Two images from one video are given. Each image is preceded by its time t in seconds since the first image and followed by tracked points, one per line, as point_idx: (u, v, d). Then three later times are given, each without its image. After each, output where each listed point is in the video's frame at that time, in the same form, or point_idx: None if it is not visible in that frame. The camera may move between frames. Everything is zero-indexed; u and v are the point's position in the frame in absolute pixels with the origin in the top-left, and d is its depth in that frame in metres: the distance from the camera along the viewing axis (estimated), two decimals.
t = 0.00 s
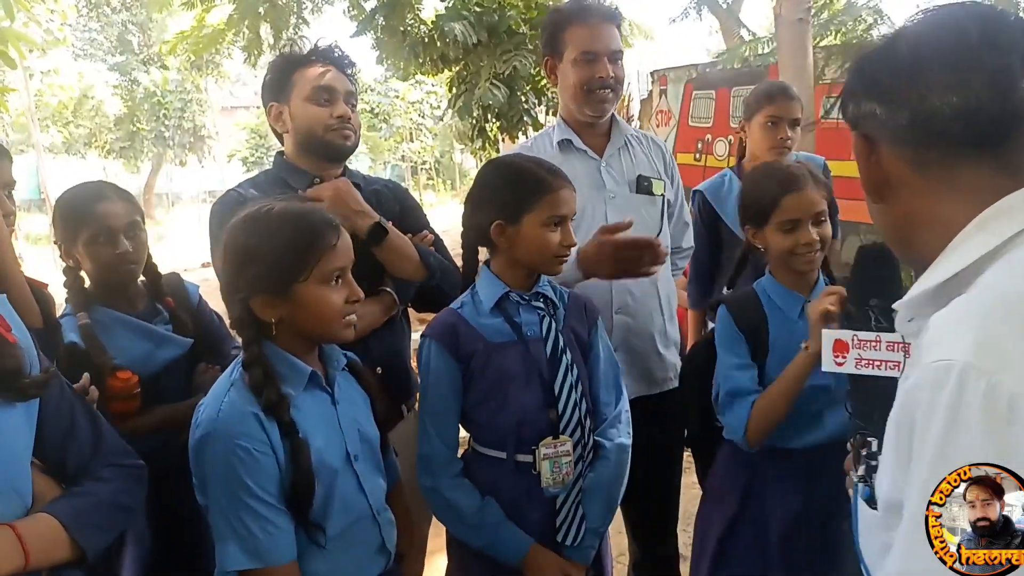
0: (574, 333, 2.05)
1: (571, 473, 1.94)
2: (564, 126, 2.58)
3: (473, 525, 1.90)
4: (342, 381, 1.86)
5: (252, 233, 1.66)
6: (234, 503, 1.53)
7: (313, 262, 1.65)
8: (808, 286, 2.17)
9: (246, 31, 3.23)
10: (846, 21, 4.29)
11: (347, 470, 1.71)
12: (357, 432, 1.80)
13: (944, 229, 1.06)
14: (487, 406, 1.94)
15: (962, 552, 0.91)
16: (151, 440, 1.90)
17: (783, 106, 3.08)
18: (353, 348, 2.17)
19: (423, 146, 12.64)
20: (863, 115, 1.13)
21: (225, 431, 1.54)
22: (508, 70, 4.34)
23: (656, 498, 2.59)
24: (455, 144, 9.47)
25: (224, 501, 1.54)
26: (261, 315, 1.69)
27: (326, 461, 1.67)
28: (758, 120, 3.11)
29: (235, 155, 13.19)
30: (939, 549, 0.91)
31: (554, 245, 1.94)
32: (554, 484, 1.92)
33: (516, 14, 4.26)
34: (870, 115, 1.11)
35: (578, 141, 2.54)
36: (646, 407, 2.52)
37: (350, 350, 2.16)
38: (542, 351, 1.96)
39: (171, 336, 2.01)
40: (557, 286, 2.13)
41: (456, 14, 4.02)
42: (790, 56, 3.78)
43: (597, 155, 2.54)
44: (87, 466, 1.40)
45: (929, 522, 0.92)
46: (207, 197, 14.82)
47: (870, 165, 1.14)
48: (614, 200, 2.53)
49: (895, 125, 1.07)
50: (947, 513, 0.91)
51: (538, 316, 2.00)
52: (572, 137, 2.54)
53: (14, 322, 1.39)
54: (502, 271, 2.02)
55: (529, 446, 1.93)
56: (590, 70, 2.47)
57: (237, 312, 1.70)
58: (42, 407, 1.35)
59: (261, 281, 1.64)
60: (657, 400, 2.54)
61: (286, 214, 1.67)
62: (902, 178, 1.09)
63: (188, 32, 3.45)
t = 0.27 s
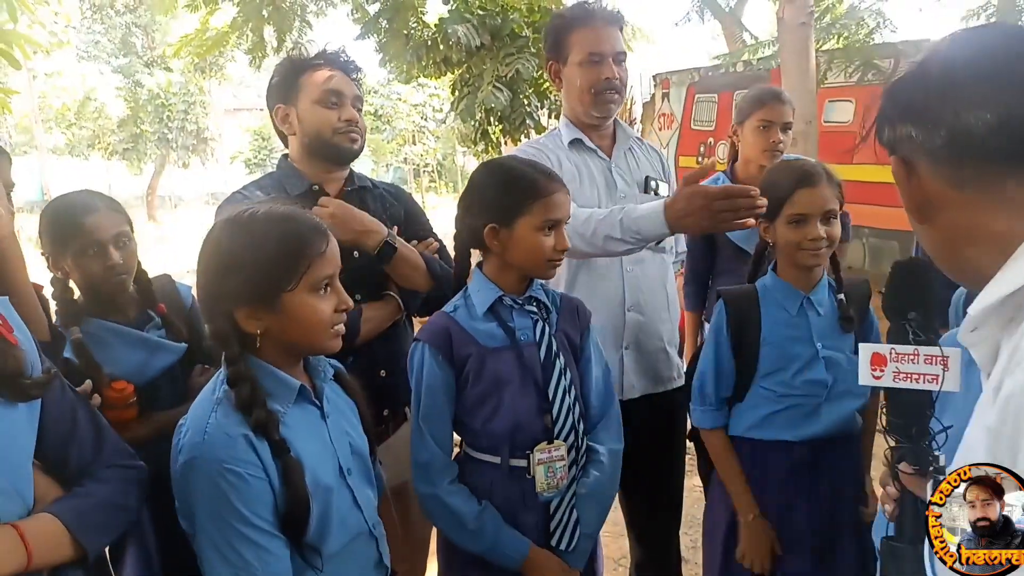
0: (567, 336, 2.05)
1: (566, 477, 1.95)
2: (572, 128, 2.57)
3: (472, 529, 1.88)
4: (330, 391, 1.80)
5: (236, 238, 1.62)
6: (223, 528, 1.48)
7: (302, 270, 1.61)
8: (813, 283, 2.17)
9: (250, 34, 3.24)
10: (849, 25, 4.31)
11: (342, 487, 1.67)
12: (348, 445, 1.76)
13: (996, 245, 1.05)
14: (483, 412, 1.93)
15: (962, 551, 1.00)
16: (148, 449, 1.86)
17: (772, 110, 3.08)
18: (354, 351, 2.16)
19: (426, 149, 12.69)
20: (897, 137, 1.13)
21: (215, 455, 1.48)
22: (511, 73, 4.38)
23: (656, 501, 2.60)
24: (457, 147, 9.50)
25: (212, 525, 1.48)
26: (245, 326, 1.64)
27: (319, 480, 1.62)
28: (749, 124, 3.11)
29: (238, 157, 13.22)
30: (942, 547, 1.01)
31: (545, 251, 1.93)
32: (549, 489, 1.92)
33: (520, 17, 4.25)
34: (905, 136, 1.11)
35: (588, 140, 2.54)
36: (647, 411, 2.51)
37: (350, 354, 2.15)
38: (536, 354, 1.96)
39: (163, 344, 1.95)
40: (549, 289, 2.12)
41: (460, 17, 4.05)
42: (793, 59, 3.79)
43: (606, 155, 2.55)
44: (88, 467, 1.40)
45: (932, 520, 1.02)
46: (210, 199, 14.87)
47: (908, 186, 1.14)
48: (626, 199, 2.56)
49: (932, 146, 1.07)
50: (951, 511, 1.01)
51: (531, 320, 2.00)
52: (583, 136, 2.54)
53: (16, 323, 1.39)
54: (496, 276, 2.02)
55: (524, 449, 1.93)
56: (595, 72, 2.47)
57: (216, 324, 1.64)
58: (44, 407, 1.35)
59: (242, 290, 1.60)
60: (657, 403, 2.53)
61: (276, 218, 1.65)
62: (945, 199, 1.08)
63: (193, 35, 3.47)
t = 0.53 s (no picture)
0: (556, 340, 2.05)
1: (558, 483, 1.95)
2: (580, 126, 2.55)
3: (463, 538, 1.85)
4: (325, 397, 1.80)
5: (235, 240, 1.62)
6: (223, 538, 1.47)
7: (302, 272, 1.62)
8: (795, 283, 2.14)
9: (251, 36, 3.24)
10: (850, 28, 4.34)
11: (340, 493, 1.67)
12: (345, 451, 1.76)
13: None
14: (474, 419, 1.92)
15: (962, 552, 1.06)
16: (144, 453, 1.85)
17: (770, 112, 3.07)
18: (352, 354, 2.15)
19: (427, 151, 12.64)
20: (945, 128, 1.00)
21: (217, 466, 1.48)
22: (512, 75, 4.39)
23: (655, 504, 2.59)
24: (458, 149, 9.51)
25: (211, 536, 1.47)
26: (243, 330, 1.63)
27: (319, 487, 1.62)
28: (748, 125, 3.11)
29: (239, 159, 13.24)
30: (940, 546, 1.09)
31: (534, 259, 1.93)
32: (542, 496, 1.92)
33: (521, 20, 4.26)
34: (956, 128, 0.98)
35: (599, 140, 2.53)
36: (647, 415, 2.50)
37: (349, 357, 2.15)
38: (527, 360, 1.94)
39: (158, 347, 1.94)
40: (537, 293, 2.11)
41: (461, 19, 4.05)
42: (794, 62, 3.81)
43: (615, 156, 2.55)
44: (89, 469, 1.40)
45: (931, 521, 1.09)
46: (211, 201, 14.88)
47: (957, 183, 1.01)
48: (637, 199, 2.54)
49: (989, 138, 0.94)
50: (947, 513, 1.08)
51: (522, 327, 1.99)
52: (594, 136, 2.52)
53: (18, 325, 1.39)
54: (480, 281, 2.00)
55: (514, 453, 1.90)
56: (602, 73, 2.47)
57: (212, 325, 1.64)
58: (45, 409, 1.35)
59: (240, 292, 1.59)
60: (657, 407, 2.52)
61: (276, 221, 1.65)
62: (999, 198, 0.96)
63: (195, 37, 3.47)
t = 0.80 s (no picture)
0: (528, 349, 2.05)
1: (535, 494, 1.96)
2: (571, 134, 2.54)
3: (440, 556, 1.85)
4: (317, 399, 1.78)
5: (224, 243, 1.61)
6: (212, 538, 1.46)
7: (288, 275, 1.60)
8: (782, 288, 2.18)
9: (242, 40, 3.23)
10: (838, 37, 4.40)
11: (332, 490, 1.66)
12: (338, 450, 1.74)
13: None
14: (451, 432, 1.88)
15: (962, 551, 1.07)
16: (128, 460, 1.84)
17: (772, 118, 3.09)
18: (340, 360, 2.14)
19: (417, 157, 12.63)
20: (957, 129, 0.97)
21: (204, 463, 1.46)
22: (503, 81, 4.41)
23: (641, 511, 2.60)
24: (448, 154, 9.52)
25: (200, 535, 1.46)
26: (228, 329, 1.62)
27: (309, 485, 1.60)
28: (748, 132, 3.14)
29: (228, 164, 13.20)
30: (940, 546, 1.09)
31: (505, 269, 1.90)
32: (520, 507, 1.92)
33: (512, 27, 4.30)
34: (967, 128, 0.95)
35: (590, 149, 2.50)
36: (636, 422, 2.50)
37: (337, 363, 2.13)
38: (500, 372, 1.93)
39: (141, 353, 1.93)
40: (510, 303, 2.11)
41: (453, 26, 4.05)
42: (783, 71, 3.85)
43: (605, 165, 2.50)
44: (76, 475, 1.39)
45: (931, 521, 1.11)
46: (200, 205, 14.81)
47: (965, 187, 0.98)
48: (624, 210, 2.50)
49: (1000, 142, 0.92)
50: (949, 512, 1.09)
51: (495, 338, 1.98)
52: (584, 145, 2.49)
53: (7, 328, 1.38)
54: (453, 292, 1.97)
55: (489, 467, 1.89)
56: (597, 79, 2.48)
57: (202, 326, 1.63)
58: (33, 414, 1.33)
59: (229, 295, 1.59)
60: (647, 413, 2.52)
61: (264, 224, 1.63)
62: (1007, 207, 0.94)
63: (185, 41, 3.46)
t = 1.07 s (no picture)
0: (507, 346, 2.05)
1: (514, 491, 1.97)
2: (541, 134, 2.58)
3: (418, 555, 1.84)
4: (312, 390, 1.77)
5: (213, 238, 1.60)
6: (206, 527, 1.45)
7: (273, 269, 1.60)
8: (786, 281, 2.19)
9: (232, 35, 3.22)
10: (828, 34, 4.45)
11: (326, 478, 1.65)
12: (332, 441, 1.73)
13: None
14: (428, 429, 1.88)
15: (964, 552, 1.10)
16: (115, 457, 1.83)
17: (777, 113, 3.10)
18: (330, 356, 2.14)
19: (409, 153, 12.61)
20: (944, 146, 0.92)
21: (201, 450, 1.47)
22: (494, 77, 4.42)
23: (630, 506, 2.61)
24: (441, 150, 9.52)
25: (195, 523, 1.46)
26: (218, 324, 1.62)
27: (305, 471, 1.60)
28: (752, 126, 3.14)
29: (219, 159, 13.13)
30: (944, 545, 1.14)
31: (476, 265, 1.89)
32: (499, 504, 1.93)
33: (504, 23, 4.31)
34: (956, 146, 0.90)
35: (555, 149, 2.54)
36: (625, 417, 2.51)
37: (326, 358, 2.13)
38: (478, 369, 1.94)
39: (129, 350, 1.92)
40: (487, 299, 2.11)
41: (445, 21, 4.03)
42: (773, 68, 3.87)
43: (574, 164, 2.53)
44: (67, 470, 1.38)
45: (937, 520, 1.15)
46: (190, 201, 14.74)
47: (960, 210, 0.93)
48: (592, 209, 2.51)
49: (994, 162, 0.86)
50: (952, 513, 1.13)
51: (473, 336, 1.98)
52: (549, 145, 2.54)
53: None
54: (428, 288, 1.97)
55: (470, 464, 1.90)
56: (570, 75, 2.48)
57: (192, 322, 1.63)
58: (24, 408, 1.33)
59: (215, 291, 1.58)
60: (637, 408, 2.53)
61: (249, 218, 1.62)
62: (1006, 225, 0.89)
63: (174, 36, 3.43)
